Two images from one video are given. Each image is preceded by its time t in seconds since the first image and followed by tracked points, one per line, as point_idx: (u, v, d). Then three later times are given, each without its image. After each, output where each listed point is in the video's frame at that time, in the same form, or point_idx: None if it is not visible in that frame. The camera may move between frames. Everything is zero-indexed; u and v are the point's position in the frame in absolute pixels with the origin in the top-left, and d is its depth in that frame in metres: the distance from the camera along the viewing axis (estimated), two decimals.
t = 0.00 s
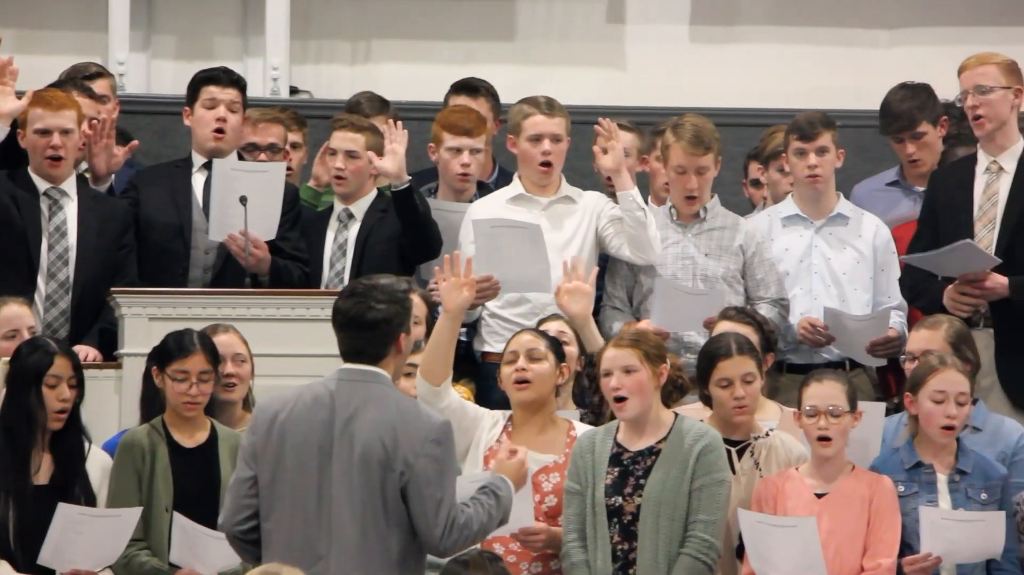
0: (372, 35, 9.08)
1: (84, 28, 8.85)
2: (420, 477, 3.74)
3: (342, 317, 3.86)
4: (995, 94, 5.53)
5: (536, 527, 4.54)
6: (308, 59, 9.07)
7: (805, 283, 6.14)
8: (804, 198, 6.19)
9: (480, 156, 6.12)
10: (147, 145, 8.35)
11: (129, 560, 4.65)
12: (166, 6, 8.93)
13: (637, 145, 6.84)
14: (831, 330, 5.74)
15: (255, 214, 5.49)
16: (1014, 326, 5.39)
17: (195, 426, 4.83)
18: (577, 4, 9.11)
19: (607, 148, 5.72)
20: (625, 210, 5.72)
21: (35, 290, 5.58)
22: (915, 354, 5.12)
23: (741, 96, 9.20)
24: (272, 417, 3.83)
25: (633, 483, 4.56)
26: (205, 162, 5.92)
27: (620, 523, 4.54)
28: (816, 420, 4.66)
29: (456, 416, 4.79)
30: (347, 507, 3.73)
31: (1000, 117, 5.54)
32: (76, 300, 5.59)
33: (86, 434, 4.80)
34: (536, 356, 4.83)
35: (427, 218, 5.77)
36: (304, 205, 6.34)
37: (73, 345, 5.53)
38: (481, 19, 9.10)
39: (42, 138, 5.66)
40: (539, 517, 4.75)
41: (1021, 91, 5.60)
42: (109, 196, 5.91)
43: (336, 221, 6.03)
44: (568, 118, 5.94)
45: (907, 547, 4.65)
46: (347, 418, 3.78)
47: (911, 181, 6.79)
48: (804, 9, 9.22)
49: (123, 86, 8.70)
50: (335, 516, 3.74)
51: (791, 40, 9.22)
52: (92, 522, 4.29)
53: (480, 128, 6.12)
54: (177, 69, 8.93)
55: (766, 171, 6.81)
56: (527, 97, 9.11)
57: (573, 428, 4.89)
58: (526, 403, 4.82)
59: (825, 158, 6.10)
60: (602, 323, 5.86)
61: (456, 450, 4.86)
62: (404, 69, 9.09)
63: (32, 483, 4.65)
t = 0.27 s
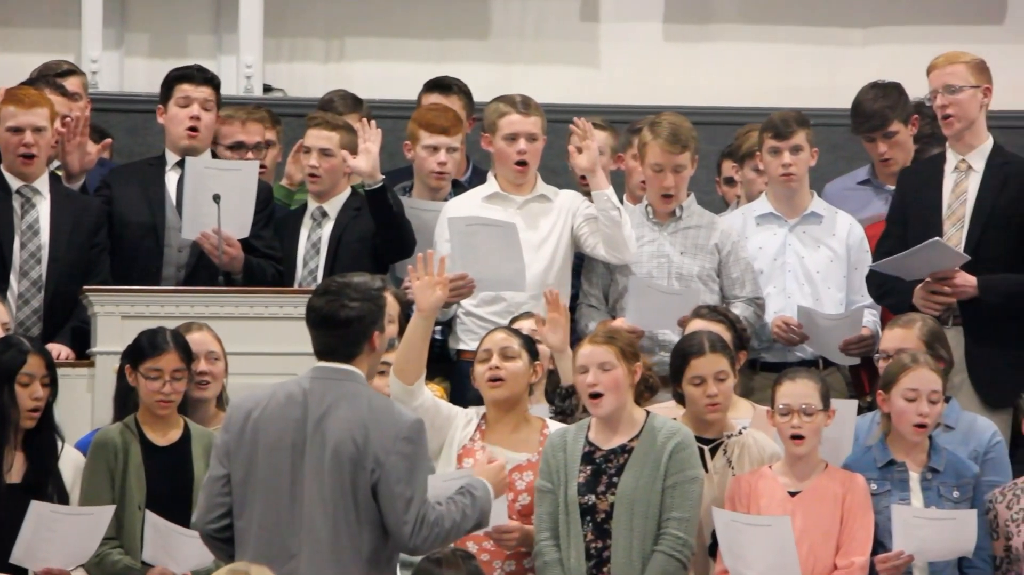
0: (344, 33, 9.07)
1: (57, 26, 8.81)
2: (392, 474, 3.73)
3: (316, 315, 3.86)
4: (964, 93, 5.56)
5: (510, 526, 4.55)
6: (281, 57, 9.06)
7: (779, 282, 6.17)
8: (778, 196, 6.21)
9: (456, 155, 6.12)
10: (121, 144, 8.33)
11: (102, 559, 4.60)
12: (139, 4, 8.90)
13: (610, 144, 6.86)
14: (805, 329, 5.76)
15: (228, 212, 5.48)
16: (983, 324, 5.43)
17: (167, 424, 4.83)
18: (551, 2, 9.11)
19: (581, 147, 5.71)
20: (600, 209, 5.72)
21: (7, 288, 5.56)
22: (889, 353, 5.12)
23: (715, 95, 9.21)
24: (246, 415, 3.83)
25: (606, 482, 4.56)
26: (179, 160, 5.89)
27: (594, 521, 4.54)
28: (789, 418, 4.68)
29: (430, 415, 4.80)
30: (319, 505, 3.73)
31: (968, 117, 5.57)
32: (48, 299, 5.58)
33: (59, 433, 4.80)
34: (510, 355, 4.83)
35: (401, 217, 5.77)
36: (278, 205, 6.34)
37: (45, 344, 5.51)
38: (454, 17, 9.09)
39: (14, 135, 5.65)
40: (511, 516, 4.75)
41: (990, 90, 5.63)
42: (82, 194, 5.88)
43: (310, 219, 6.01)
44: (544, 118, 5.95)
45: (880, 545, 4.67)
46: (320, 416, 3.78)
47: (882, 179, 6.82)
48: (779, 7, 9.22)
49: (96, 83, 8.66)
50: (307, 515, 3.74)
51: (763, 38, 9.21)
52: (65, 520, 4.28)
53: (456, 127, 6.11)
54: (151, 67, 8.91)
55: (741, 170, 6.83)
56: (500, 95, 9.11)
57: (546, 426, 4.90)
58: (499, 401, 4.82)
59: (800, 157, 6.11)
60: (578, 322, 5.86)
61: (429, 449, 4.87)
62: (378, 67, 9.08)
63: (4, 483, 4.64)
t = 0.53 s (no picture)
0: (313, 31, 9.06)
1: (25, 23, 8.77)
2: (357, 472, 3.71)
3: (285, 313, 3.86)
4: (930, 92, 5.59)
5: (480, 524, 4.53)
6: (251, 56, 9.02)
7: (749, 280, 6.18)
8: (748, 195, 6.22)
9: (428, 153, 6.12)
10: (90, 142, 8.30)
11: (70, 557, 4.60)
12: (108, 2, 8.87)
13: (580, 142, 6.88)
14: (774, 328, 5.79)
15: (197, 210, 5.47)
16: (950, 322, 5.46)
17: (137, 422, 4.82)
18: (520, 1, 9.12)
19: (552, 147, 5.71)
20: (571, 209, 5.73)
21: None
22: (860, 351, 5.13)
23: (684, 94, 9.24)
24: (214, 414, 3.83)
25: (575, 480, 4.56)
26: (148, 158, 5.87)
27: (564, 520, 4.54)
28: (760, 416, 4.70)
29: (399, 413, 4.79)
30: (285, 504, 3.73)
31: (934, 115, 5.61)
32: (16, 297, 5.55)
33: (28, 431, 4.79)
34: (479, 353, 4.84)
35: (370, 216, 5.74)
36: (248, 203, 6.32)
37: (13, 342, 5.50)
38: (423, 15, 9.09)
39: None
40: (481, 513, 4.73)
41: (955, 88, 5.66)
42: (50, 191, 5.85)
43: (279, 218, 6.02)
44: (515, 116, 5.92)
45: (849, 543, 4.70)
46: (286, 415, 3.78)
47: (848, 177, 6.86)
48: (747, 7, 9.25)
49: (64, 81, 8.63)
50: (273, 513, 3.73)
51: (731, 37, 9.25)
52: (35, 519, 4.26)
53: (430, 126, 6.11)
54: (120, 64, 8.88)
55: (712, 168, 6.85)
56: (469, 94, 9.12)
57: (516, 424, 4.91)
58: (469, 400, 4.82)
59: (770, 155, 6.12)
60: (551, 319, 5.87)
61: (399, 448, 4.86)
62: (347, 66, 9.07)
63: None
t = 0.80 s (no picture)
0: (287, 29, 9.04)
1: None
2: (327, 470, 3.71)
3: (256, 310, 3.85)
4: (900, 89, 5.60)
5: (452, 522, 4.53)
6: (225, 52, 9.01)
7: (722, 278, 6.19)
8: (722, 192, 6.24)
9: (403, 151, 6.11)
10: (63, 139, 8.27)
11: (43, 555, 4.60)
12: None
13: (553, 140, 6.89)
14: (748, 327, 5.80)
15: (170, 208, 5.45)
16: (920, 320, 5.49)
17: (109, 420, 4.84)
18: None
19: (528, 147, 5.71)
20: (546, 208, 5.73)
21: None
22: (835, 349, 5.14)
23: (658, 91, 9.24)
24: (185, 411, 3.83)
25: (548, 479, 4.57)
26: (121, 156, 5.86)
27: (538, 519, 4.54)
28: (733, 414, 4.71)
29: (371, 411, 4.79)
30: (255, 502, 3.72)
31: (904, 113, 5.63)
32: None
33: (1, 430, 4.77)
34: (452, 351, 4.84)
35: (342, 214, 5.73)
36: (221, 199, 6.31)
37: None
38: (396, 13, 9.08)
39: None
40: (454, 512, 4.71)
41: (926, 86, 5.67)
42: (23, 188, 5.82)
43: (252, 216, 6.01)
44: (488, 116, 5.89)
45: (822, 541, 4.72)
46: (257, 413, 3.77)
47: (819, 174, 6.87)
48: (720, 5, 9.26)
49: (37, 78, 8.60)
50: (243, 511, 3.73)
51: (704, 34, 9.26)
52: (10, 518, 4.24)
53: (405, 124, 6.12)
54: (93, 61, 8.85)
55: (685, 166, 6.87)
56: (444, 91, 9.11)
57: (488, 421, 4.91)
58: (442, 397, 4.82)
59: (744, 153, 6.14)
60: (526, 317, 5.87)
61: (371, 446, 4.85)
62: (321, 63, 9.06)
63: None
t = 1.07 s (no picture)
0: (258, 26, 9.02)
1: None
2: (293, 467, 3.71)
3: (220, 307, 3.83)
4: (870, 86, 5.63)
5: (423, 520, 4.53)
6: (196, 49, 8.99)
7: (694, 276, 6.21)
8: (693, 190, 6.26)
9: (376, 149, 6.12)
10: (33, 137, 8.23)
11: (14, 552, 4.61)
12: None
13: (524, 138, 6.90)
14: (720, 325, 5.80)
15: (140, 207, 5.43)
16: (889, 317, 5.51)
17: (81, 416, 4.81)
18: None
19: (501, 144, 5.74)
20: (518, 205, 5.73)
21: None
22: (808, 345, 5.16)
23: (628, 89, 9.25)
24: (151, 409, 3.81)
25: (521, 478, 4.56)
26: (92, 153, 5.86)
27: (510, 517, 4.54)
28: (705, 412, 4.71)
29: (342, 408, 4.79)
30: (222, 500, 3.72)
31: (874, 110, 5.65)
32: None
33: None
34: (423, 348, 4.83)
35: (315, 211, 5.72)
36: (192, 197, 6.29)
37: None
38: (367, 10, 9.07)
39: None
40: (425, 509, 4.71)
41: (895, 83, 5.70)
42: None
43: (224, 212, 5.99)
44: (460, 113, 5.87)
45: (793, 537, 4.73)
46: (223, 410, 3.76)
47: (790, 173, 6.88)
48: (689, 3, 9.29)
49: (7, 75, 8.57)
50: (210, 509, 3.72)
51: (673, 32, 9.29)
52: None
53: (378, 122, 6.12)
54: (63, 58, 8.80)
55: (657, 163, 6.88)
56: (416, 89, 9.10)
57: (460, 418, 4.91)
58: (412, 395, 4.82)
59: (715, 150, 6.15)
60: (500, 315, 5.88)
61: (343, 442, 4.85)
62: (293, 61, 9.04)
63: None
